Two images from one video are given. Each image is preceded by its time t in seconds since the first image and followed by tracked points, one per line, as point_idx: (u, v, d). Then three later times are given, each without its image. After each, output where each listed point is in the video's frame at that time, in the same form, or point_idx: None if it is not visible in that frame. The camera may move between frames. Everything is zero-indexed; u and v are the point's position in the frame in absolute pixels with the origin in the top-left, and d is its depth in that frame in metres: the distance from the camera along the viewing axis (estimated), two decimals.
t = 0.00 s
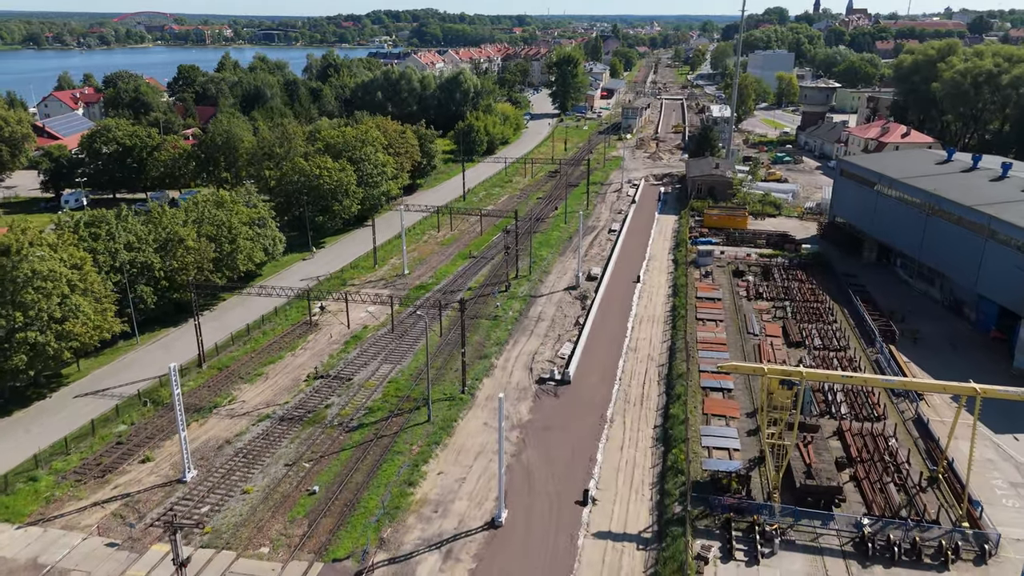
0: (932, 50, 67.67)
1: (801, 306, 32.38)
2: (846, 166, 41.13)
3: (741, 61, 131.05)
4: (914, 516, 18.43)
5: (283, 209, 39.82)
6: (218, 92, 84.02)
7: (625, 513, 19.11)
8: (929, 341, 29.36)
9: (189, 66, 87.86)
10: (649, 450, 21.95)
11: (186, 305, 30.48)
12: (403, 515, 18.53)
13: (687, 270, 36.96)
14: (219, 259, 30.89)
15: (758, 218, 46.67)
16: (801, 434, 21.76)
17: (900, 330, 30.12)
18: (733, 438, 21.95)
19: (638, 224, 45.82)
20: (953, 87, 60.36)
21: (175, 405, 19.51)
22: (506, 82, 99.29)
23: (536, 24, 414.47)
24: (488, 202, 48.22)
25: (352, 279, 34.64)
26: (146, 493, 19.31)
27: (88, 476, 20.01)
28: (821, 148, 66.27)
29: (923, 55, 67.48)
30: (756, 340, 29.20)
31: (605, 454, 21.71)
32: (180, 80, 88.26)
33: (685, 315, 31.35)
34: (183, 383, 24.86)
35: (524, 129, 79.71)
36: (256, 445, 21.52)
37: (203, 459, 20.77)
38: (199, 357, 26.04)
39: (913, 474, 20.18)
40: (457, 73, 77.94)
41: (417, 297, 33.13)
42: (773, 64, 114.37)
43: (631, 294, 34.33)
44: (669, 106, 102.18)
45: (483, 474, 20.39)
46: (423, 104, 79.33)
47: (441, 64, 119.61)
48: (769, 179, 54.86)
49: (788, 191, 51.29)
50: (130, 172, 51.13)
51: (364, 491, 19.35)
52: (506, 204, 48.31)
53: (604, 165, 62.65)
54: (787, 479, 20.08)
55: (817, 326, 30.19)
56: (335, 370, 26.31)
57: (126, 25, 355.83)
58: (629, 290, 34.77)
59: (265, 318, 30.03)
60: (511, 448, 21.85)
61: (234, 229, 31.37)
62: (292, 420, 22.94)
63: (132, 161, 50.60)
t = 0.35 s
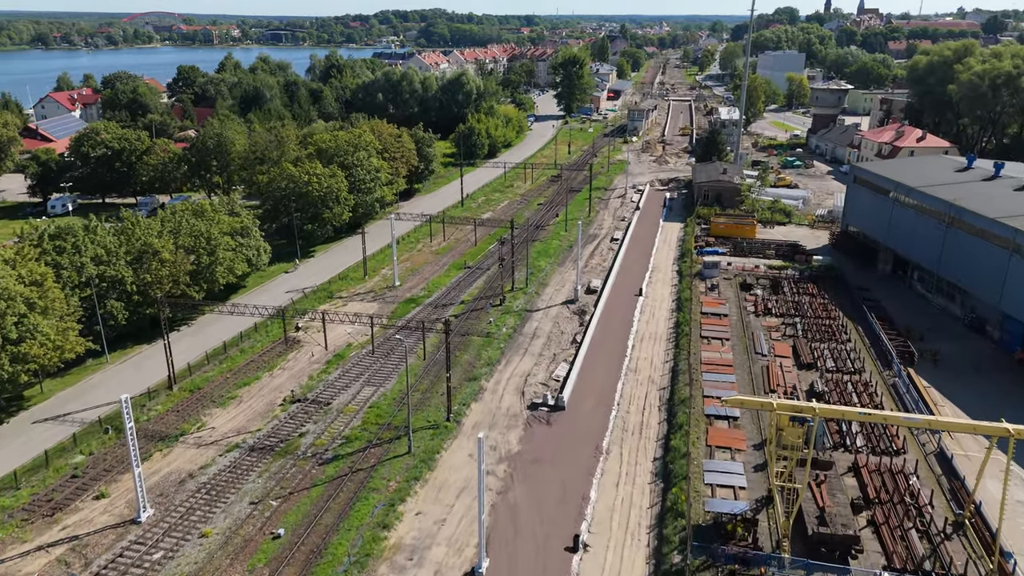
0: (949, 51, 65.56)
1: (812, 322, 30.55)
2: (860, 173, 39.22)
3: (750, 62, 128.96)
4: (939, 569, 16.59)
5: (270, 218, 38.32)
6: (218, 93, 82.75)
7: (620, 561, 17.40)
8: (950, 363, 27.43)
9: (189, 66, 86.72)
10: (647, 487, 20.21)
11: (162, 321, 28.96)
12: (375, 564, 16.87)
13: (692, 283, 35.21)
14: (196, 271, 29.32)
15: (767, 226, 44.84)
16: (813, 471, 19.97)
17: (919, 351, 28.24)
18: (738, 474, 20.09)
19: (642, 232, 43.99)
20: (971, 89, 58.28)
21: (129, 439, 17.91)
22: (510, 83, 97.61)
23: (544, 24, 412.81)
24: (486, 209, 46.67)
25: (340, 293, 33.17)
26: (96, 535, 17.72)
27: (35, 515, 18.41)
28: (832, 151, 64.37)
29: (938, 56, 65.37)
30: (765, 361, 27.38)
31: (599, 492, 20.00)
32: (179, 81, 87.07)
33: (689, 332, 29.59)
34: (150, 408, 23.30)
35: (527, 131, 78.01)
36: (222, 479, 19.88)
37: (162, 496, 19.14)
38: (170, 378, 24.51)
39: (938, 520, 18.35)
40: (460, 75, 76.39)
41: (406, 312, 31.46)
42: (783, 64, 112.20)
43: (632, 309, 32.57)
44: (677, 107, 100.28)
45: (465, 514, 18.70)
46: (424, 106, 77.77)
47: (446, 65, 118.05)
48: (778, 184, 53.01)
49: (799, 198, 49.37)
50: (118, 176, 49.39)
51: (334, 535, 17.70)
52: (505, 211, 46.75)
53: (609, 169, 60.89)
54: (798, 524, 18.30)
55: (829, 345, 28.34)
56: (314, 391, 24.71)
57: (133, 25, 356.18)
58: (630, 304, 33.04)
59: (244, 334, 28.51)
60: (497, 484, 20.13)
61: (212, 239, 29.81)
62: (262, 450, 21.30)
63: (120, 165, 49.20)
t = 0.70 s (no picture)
0: (966, 52, 63.43)
1: (825, 341, 28.70)
2: (874, 181, 37.29)
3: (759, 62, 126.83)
4: None
5: (256, 226, 36.77)
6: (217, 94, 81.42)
7: None
8: (973, 388, 25.50)
9: (188, 67, 85.47)
10: (644, 530, 18.46)
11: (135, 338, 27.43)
12: None
13: (697, 297, 33.40)
14: (170, 284, 27.75)
15: (776, 235, 42.98)
16: (827, 516, 18.16)
17: (940, 375, 26.34)
18: (744, 517, 18.46)
19: (646, 241, 42.16)
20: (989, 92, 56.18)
21: (73, 480, 16.30)
22: (515, 85, 95.94)
23: (552, 24, 411.00)
24: (484, 216, 45.00)
25: (325, 307, 31.57)
26: None
27: None
28: (844, 155, 62.38)
29: (955, 57, 63.25)
30: (774, 385, 25.53)
31: (591, 536, 18.26)
32: (179, 81, 85.85)
33: (693, 351, 27.79)
34: (112, 436, 21.74)
35: (530, 134, 76.32)
36: (180, 520, 18.26)
37: (113, 540, 17.53)
38: (136, 401, 23.00)
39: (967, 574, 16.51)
40: (462, 75, 74.76)
41: (393, 328, 29.78)
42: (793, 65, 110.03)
43: (633, 325, 30.77)
44: (684, 109, 98.33)
45: (443, 563, 16.98)
46: (426, 108, 76.16)
47: (450, 66, 116.47)
48: (788, 190, 51.12)
49: (810, 205, 47.40)
50: (107, 181, 48.41)
51: None
52: (504, 218, 45.07)
53: (613, 173, 59.09)
54: None
55: (843, 368, 26.48)
56: (290, 417, 23.08)
57: (142, 24, 356.78)
58: (631, 320, 31.28)
59: (221, 353, 26.94)
60: (480, 526, 18.42)
61: (188, 251, 28.22)
62: (227, 485, 19.66)
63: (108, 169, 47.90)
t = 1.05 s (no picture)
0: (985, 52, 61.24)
1: (838, 362, 26.83)
2: (890, 189, 35.36)
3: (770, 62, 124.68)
4: None
5: (241, 235, 35.21)
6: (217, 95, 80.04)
7: None
8: (1001, 417, 23.58)
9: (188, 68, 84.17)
10: None
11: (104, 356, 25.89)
12: None
13: (703, 312, 31.58)
14: (142, 299, 26.19)
15: (787, 245, 41.11)
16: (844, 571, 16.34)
17: (963, 402, 24.44)
18: (750, 569, 16.60)
19: (650, 250, 40.37)
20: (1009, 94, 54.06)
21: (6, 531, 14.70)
22: (520, 86, 94.25)
23: (561, 24, 409.09)
24: (482, 224, 43.31)
25: (310, 321, 29.96)
26: None
27: None
28: (856, 159, 60.37)
29: (974, 58, 61.07)
30: (784, 413, 23.69)
31: None
32: (179, 82, 84.59)
33: (697, 374, 25.99)
34: (69, 468, 20.21)
35: (534, 136, 74.64)
36: (131, 567, 16.67)
37: None
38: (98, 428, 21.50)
39: None
40: (465, 76, 73.14)
41: (379, 345, 28.16)
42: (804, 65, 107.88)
43: (633, 343, 29.02)
44: (693, 110, 96.40)
45: None
46: (428, 109, 74.56)
47: (455, 66, 114.88)
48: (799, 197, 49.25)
49: (821, 212, 45.50)
50: (95, 186, 46.94)
51: None
52: (503, 225, 43.40)
53: (618, 178, 57.30)
54: None
55: (859, 394, 24.62)
56: (262, 445, 21.49)
57: (151, 24, 356.86)
58: (632, 337, 29.50)
59: (194, 374, 25.38)
60: None
61: (162, 264, 26.64)
62: (186, 526, 18.06)
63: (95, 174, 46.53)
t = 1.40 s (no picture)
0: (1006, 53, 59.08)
1: (854, 388, 24.96)
2: (909, 199, 33.41)
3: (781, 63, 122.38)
4: None
5: (225, 244, 33.66)
6: (216, 96, 78.64)
7: None
8: None
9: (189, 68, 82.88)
10: None
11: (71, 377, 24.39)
12: None
13: (709, 330, 29.75)
14: (112, 316, 24.66)
15: (799, 255, 39.21)
16: None
17: (992, 434, 22.52)
18: None
19: (655, 261, 38.55)
20: None
21: None
22: (526, 87, 92.56)
23: (570, 24, 407.07)
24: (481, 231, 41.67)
25: (292, 338, 28.39)
26: None
27: None
28: (871, 163, 58.33)
29: (994, 59, 58.94)
30: (796, 446, 21.88)
31: None
32: (179, 83, 83.33)
33: (702, 400, 24.19)
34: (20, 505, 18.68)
35: (539, 138, 72.91)
36: None
37: None
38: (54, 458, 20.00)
39: None
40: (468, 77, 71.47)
41: (364, 365, 26.54)
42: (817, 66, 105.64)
43: (635, 363, 27.25)
44: (702, 112, 94.38)
45: None
46: (430, 110, 72.98)
47: (461, 66, 113.21)
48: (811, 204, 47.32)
49: (835, 220, 43.56)
50: (83, 190, 45.56)
51: None
52: (502, 233, 41.73)
53: (624, 182, 55.48)
54: None
55: (877, 424, 22.75)
56: (230, 478, 19.89)
57: (160, 24, 357.30)
58: (633, 358, 27.71)
59: (164, 397, 23.81)
60: None
61: (134, 278, 25.10)
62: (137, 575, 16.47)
63: (83, 178, 45.15)
